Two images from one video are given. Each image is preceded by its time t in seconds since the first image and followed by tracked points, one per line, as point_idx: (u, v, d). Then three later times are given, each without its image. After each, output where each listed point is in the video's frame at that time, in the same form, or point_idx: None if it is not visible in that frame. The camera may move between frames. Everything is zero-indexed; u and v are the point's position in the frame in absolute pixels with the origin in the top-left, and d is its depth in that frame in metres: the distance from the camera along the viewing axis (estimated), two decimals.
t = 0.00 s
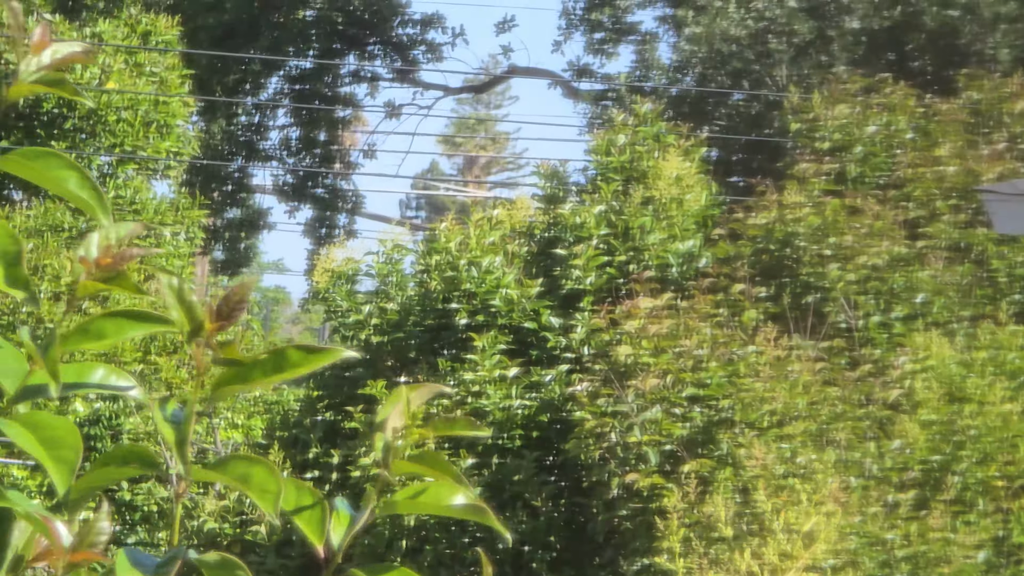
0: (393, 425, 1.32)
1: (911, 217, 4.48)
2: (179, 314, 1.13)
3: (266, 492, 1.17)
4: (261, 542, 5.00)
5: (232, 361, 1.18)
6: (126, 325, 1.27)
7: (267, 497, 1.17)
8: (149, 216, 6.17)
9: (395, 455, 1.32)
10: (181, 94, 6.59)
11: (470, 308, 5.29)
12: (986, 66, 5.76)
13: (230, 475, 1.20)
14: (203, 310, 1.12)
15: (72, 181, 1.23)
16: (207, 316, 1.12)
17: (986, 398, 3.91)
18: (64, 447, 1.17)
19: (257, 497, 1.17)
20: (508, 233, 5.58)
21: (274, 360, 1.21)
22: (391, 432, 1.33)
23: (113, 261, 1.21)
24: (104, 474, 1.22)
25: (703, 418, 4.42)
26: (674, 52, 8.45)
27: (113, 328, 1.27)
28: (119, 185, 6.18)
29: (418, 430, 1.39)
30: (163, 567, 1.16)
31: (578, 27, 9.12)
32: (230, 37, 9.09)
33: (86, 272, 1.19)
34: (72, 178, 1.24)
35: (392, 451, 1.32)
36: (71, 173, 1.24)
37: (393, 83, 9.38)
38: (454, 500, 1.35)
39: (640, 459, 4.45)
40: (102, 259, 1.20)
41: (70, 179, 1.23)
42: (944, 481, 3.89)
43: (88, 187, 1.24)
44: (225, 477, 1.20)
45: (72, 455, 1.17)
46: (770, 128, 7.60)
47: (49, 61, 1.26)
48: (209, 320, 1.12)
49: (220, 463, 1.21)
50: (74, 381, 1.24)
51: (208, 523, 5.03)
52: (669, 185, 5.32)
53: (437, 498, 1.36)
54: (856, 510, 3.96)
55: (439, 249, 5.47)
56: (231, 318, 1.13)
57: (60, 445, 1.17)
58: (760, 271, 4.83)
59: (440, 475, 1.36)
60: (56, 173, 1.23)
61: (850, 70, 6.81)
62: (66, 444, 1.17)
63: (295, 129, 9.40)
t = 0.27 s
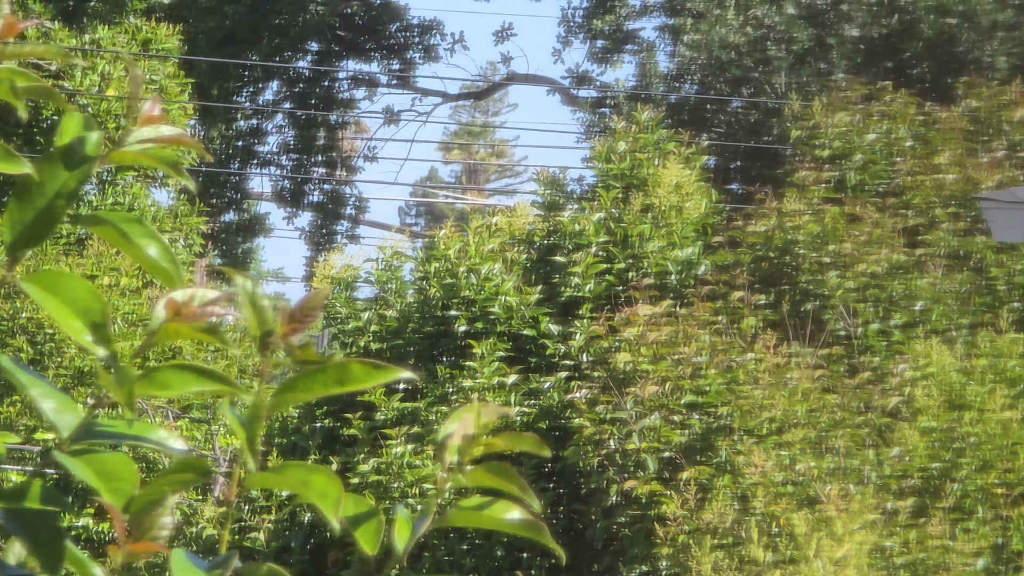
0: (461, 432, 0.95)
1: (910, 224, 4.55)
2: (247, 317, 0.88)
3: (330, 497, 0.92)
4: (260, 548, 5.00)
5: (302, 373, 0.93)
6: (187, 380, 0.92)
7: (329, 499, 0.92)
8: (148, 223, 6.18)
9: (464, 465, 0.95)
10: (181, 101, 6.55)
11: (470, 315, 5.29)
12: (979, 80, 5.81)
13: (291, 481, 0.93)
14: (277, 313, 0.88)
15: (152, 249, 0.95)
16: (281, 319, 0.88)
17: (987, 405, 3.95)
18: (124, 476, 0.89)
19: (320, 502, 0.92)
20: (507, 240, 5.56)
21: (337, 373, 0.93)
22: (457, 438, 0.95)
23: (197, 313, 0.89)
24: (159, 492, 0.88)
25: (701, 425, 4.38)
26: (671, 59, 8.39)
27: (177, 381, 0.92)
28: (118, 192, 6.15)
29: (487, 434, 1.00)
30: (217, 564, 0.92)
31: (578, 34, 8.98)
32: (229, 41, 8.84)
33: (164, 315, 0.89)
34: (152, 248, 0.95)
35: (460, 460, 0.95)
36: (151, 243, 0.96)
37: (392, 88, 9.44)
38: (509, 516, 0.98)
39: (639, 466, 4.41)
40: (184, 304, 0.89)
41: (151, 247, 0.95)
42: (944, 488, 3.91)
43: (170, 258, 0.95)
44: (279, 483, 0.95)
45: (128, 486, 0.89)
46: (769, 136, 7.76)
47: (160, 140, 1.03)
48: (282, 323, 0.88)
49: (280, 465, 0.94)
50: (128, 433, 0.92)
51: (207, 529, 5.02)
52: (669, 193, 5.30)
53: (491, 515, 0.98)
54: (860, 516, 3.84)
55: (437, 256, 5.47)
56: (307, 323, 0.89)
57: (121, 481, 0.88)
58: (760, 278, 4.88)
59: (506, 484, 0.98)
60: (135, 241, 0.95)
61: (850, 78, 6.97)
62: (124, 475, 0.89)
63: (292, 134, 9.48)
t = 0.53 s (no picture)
0: (491, 435, 0.89)
1: (911, 232, 4.58)
2: (280, 320, 0.99)
3: (354, 498, 0.92)
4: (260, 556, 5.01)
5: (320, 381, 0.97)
6: (176, 381, 0.89)
7: (354, 500, 0.92)
8: (149, 232, 6.20)
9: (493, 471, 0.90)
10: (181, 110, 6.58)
11: (470, 323, 5.29)
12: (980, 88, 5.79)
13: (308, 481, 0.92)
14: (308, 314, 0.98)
15: (133, 238, 0.89)
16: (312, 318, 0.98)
17: (987, 413, 3.94)
18: (129, 478, 0.84)
19: (345, 503, 0.91)
20: (508, 247, 5.59)
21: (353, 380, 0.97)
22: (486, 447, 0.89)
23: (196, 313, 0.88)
24: (174, 488, 0.87)
25: (701, 433, 4.39)
26: (670, 68, 8.41)
27: (167, 381, 0.89)
28: (118, 201, 6.19)
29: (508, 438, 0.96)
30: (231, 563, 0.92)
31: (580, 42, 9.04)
32: (230, 47, 8.94)
33: (161, 315, 0.87)
34: (133, 237, 0.89)
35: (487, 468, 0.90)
36: (131, 233, 0.90)
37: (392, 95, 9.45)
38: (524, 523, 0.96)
39: (639, 474, 4.41)
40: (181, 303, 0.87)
41: (129, 238, 0.89)
42: (944, 496, 3.90)
43: (152, 248, 0.90)
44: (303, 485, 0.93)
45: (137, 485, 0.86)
46: (768, 143, 7.77)
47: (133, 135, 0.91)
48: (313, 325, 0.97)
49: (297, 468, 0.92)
50: (121, 433, 0.86)
51: (208, 537, 5.00)
52: (670, 201, 5.30)
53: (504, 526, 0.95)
54: (855, 527, 3.79)
55: (438, 264, 5.47)
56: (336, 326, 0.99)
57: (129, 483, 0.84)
58: (761, 286, 4.87)
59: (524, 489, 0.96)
60: (113, 231, 0.89)
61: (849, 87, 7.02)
62: (128, 476, 0.85)
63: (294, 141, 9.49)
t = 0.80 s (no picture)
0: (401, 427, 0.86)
1: (911, 240, 4.60)
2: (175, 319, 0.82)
3: (280, 495, 0.89)
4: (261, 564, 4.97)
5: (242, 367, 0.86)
6: (117, 353, 0.90)
7: (279, 498, 0.88)
8: (149, 241, 6.21)
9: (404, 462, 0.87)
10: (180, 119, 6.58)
11: (471, 331, 5.31)
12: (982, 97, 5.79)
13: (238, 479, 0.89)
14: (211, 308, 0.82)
15: (58, 206, 0.87)
16: (215, 315, 0.82)
17: (987, 421, 3.95)
18: (68, 467, 0.87)
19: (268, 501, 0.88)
20: (508, 256, 5.60)
21: (279, 364, 0.87)
22: (400, 434, 0.86)
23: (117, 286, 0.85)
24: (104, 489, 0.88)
25: (703, 441, 4.37)
26: (670, 75, 8.43)
27: (106, 355, 0.90)
28: (118, 209, 6.21)
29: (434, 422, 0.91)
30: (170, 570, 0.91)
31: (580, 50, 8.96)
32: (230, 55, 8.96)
33: (81, 293, 0.83)
34: (59, 204, 0.87)
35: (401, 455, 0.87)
36: (58, 198, 0.87)
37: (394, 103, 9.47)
38: (458, 501, 0.95)
39: (640, 482, 4.40)
40: (101, 280, 0.84)
41: (56, 207, 0.87)
42: (944, 505, 3.89)
43: (80, 213, 0.88)
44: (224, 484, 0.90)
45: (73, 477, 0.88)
46: (768, 152, 7.81)
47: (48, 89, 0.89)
48: (216, 321, 0.82)
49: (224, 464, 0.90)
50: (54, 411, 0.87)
51: (209, 545, 5.04)
52: (672, 209, 5.29)
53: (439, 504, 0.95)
54: (856, 535, 3.82)
55: (439, 271, 5.48)
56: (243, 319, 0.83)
57: (65, 475, 0.87)
58: (761, 294, 4.90)
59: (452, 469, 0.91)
60: (39, 199, 0.87)
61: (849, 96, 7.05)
62: (66, 462, 0.88)
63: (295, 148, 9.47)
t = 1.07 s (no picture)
0: (331, 474, 0.89)
1: (911, 249, 4.59)
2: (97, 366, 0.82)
3: (216, 538, 0.82)
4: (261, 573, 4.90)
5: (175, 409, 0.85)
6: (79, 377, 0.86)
7: (212, 540, 0.82)
8: (148, 251, 6.22)
9: (334, 504, 0.90)
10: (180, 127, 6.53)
11: (472, 339, 5.31)
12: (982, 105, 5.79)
13: (176, 520, 0.83)
14: (131, 358, 0.81)
15: (23, 217, 0.83)
16: (134, 365, 0.80)
17: (988, 430, 3.94)
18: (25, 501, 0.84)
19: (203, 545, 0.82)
20: (509, 264, 5.60)
21: (211, 400, 0.85)
22: (330, 480, 0.91)
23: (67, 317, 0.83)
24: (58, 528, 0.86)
25: (703, 449, 4.41)
26: (672, 85, 8.43)
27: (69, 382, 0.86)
28: (117, 219, 6.21)
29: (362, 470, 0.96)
30: None
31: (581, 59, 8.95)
32: (232, 64, 9.00)
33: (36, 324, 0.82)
34: (24, 215, 0.83)
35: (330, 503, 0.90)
36: (21, 208, 0.83)
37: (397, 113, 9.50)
38: (403, 535, 0.92)
39: (641, 490, 4.42)
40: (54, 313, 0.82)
41: (18, 217, 0.82)
42: (945, 513, 3.89)
43: (44, 226, 0.83)
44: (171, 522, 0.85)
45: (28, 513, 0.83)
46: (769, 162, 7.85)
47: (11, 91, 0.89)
48: (140, 371, 0.81)
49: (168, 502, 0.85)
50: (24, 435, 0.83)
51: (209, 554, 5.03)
52: (672, 217, 5.28)
53: (383, 540, 0.93)
54: (858, 543, 3.84)
55: (441, 280, 5.47)
56: (165, 365, 0.81)
57: (21, 506, 0.83)
58: (761, 303, 4.90)
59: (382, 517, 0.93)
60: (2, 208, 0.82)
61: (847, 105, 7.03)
62: (25, 494, 0.83)
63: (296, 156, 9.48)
